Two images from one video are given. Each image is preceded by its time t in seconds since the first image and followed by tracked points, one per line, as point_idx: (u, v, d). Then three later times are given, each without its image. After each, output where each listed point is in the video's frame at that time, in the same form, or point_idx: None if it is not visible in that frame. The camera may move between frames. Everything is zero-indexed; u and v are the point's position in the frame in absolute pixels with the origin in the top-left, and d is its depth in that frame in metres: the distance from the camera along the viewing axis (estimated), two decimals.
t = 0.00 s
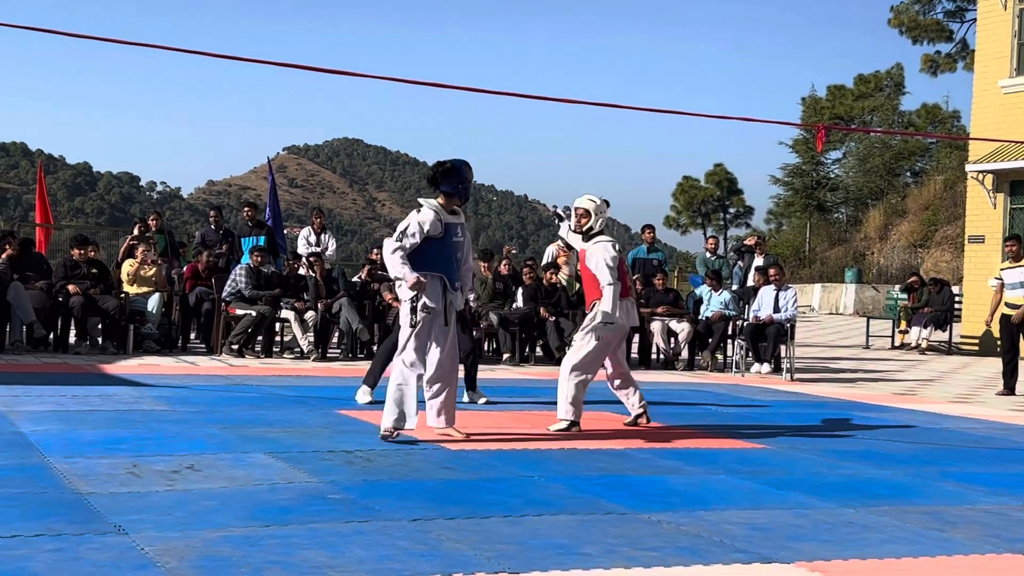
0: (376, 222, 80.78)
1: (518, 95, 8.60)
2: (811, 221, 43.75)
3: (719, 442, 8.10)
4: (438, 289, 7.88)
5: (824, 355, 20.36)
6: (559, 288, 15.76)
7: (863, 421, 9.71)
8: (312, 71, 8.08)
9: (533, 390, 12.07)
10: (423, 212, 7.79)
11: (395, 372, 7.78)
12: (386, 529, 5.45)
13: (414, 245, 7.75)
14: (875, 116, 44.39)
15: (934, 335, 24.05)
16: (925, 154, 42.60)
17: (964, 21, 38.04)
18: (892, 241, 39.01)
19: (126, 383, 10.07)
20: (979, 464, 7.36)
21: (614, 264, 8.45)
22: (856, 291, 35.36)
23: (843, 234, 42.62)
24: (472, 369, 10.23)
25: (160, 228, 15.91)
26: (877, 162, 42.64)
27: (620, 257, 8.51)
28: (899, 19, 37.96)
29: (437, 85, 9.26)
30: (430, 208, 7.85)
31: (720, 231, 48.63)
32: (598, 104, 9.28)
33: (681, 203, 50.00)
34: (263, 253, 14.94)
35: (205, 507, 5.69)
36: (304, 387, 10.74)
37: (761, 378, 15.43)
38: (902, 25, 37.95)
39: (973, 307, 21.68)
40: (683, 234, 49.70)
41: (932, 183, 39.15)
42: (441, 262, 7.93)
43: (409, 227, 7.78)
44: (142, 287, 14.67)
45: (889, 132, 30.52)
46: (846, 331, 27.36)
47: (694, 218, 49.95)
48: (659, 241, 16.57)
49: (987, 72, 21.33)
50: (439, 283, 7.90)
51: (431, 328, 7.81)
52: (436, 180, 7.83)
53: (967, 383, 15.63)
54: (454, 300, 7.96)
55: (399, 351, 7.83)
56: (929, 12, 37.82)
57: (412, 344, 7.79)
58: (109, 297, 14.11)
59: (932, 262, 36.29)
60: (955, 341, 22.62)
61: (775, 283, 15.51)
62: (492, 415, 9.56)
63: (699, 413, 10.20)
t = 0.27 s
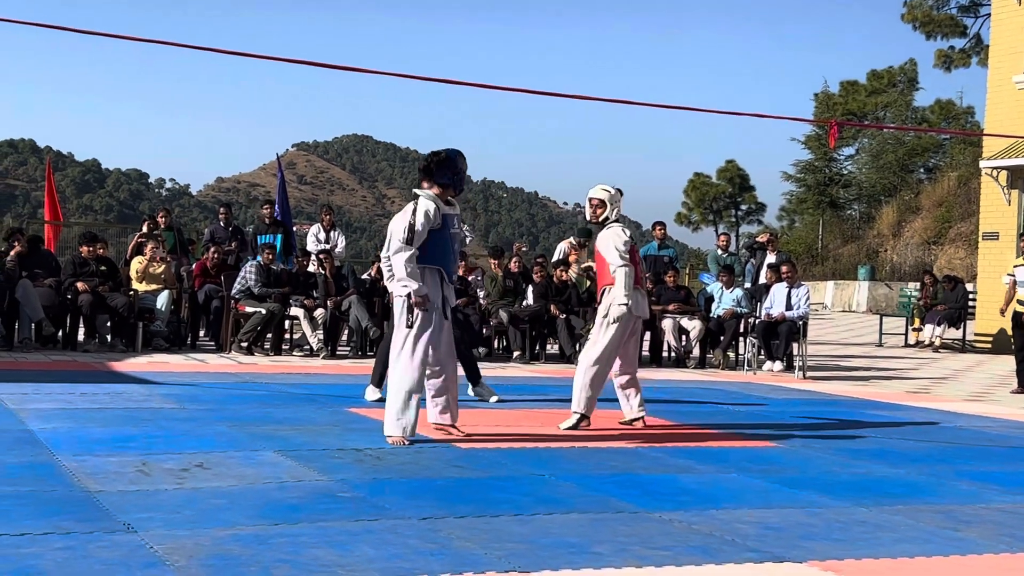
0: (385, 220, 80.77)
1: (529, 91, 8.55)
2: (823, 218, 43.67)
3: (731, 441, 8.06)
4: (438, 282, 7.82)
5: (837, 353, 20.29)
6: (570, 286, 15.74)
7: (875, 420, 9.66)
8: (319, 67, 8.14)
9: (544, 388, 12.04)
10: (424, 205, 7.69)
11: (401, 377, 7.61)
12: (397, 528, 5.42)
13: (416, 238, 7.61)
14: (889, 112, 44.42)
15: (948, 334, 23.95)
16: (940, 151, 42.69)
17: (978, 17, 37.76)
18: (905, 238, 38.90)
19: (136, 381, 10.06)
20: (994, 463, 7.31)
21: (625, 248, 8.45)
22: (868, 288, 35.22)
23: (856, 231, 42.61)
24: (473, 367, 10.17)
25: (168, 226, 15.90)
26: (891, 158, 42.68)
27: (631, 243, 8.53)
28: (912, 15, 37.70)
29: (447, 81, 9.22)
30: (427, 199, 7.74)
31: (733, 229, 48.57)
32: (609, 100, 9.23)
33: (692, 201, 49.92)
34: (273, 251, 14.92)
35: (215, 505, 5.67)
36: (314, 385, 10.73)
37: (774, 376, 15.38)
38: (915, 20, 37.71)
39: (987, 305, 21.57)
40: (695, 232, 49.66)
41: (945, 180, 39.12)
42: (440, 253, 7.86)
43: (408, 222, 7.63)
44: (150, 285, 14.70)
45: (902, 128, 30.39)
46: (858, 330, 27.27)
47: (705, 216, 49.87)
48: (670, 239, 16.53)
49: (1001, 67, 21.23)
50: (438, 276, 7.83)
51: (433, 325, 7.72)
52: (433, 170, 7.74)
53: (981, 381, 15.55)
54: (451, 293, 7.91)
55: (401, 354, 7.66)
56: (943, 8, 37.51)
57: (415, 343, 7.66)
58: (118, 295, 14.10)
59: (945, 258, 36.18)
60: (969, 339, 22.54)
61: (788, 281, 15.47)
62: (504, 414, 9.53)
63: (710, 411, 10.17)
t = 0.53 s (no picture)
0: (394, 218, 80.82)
1: (536, 89, 8.54)
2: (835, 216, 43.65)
3: (740, 439, 8.04)
4: (442, 280, 7.81)
5: (848, 351, 20.26)
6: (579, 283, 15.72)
7: (886, 418, 9.63)
8: (328, 65, 8.24)
9: (554, 387, 12.03)
10: (425, 202, 7.64)
11: (408, 376, 7.60)
12: (406, 526, 5.42)
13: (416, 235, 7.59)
14: (901, 109, 44.42)
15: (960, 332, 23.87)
16: (952, 148, 42.58)
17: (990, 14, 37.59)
18: (915, 236, 38.84)
19: (145, 378, 10.08)
20: (1005, 462, 7.27)
21: (623, 248, 8.40)
22: (879, 286, 35.15)
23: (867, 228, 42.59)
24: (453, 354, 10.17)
25: (177, 224, 15.94)
26: (902, 155, 42.65)
27: (631, 242, 8.46)
28: (923, 12, 37.59)
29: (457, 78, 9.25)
30: (430, 196, 7.71)
31: (744, 227, 48.57)
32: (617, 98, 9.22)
33: (702, 199, 49.89)
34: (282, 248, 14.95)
35: (224, 503, 5.67)
36: (324, 383, 10.74)
37: (784, 374, 15.34)
38: (927, 18, 37.59)
39: (999, 303, 21.53)
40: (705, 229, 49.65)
41: (956, 177, 39.05)
42: (444, 251, 7.83)
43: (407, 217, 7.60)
44: (160, 282, 14.69)
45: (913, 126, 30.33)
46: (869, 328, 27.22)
47: (715, 213, 49.84)
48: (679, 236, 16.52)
49: (1013, 65, 21.18)
50: (443, 273, 7.82)
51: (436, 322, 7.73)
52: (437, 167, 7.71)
53: (993, 380, 15.49)
54: (455, 290, 7.89)
55: (408, 353, 7.66)
56: (954, 5, 37.36)
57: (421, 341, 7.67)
58: (127, 293, 14.12)
59: (956, 256, 36.11)
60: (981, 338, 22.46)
61: (798, 278, 15.43)
62: (513, 412, 9.52)
63: (720, 409, 10.14)
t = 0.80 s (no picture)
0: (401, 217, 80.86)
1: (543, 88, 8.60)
2: (843, 214, 43.60)
3: (748, 439, 8.03)
4: (448, 279, 7.79)
5: (857, 350, 20.23)
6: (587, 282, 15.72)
7: (894, 418, 9.61)
8: (337, 64, 8.29)
9: (562, 386, 12.02)
10: (429, 202, 7.65)
11: (415, 376, 7.61)
12: (414, 524, 5.42)
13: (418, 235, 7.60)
14: (910, 107, 44.41)
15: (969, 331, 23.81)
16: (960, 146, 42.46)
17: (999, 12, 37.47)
18: (924, 235, 38.79)
19: (152, 377, 10.10)
20: (1013, 461, 7.25)
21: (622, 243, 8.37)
22: (888, 285, 35.08)
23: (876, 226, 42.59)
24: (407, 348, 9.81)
25: (185, 222, 15.96)
26: (910, 154, 42.59)
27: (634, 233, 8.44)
28: (933, 10, 37.50)
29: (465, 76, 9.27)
30: (434, 195, 7.70)
31: (753, 226, 48.59)
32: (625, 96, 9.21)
33: (710, 197, 49.86)
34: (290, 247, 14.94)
35: (232, 502, 5.67)
36: (331, 382, 10.74)
37: (793, 374, 15.31)
38: (936, 15, 37.50)
39: (1009, 301, 21.46)
40: (713, 228, 49.63)
41: (966, 175, 39.04)
42: (450, 251, 7.80)
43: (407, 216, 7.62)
44: (167, 282, 14.65)
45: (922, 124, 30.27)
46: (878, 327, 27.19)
47: (723, 211, 49.82)
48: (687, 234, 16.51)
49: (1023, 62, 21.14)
50: (448, 273, 7.80)
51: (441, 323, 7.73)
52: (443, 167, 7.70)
53: (1001, 379, 15.45)
54: (462, 290, 7.87)
55: (414, 353, 7.65)
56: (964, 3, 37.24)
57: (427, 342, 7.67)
58: (135, 292, 14.13)
59: (965, 255, 36.06)
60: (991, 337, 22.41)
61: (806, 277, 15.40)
62: (520, 411, 9.51)
63: (727, 408, 10.13)
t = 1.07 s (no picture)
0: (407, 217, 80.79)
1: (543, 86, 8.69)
2: (852, 213, 43.47)
3: (755, 440, 7.98)
4: (451, 279, 7.75)
5: (865, 351, 20.15)
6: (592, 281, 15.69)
7: (902, 419, 9.55)
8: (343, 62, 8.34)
9: (568, 386, 11.97)
10: (430, 202, 7.61)
11: (417, 376, 7.56)
12: (418, 526, 5.38)
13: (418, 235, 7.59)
14: (918, 105, 44.32)
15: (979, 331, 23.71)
16: (971, 144, 42.33)
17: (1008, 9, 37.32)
18: (933, 234, 38.71)
19: (156, 378, 10.06)
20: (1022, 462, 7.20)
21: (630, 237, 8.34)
22: (896, 284, 34.95)
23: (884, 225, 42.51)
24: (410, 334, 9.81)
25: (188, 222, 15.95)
26: (920, 152, 42.43)
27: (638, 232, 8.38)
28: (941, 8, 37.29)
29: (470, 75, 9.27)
30: (435, 195, 7.67)
31: (761, 226, 48.55)
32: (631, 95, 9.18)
33: (717, 196, 49.79)
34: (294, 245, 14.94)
35: (236, 503, 5.64)
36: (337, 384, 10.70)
37: (800, 374, 15.23)
38: (945, 13, 37.32)
39: (1018, 301, 21.40)
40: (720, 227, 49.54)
41: (976, 174, 38.97)
42: (452, 250, 7.76)
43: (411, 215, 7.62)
44: (170, 281, 14.67)
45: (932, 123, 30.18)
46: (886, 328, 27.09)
47: (730, 211, 49.74)
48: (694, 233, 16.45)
49: None
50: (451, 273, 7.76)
51: (444, 323, 7.68)
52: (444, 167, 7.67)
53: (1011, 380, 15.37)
54: (465, 290, 7.83)
55: (417, 353, 7.60)
56: None
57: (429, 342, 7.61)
58: (138, 291, 14.12)
59: (975, 255, 35.96)
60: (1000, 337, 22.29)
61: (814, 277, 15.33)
62: (526, 412, 9.46)
63: (734, 409, 10.07)
